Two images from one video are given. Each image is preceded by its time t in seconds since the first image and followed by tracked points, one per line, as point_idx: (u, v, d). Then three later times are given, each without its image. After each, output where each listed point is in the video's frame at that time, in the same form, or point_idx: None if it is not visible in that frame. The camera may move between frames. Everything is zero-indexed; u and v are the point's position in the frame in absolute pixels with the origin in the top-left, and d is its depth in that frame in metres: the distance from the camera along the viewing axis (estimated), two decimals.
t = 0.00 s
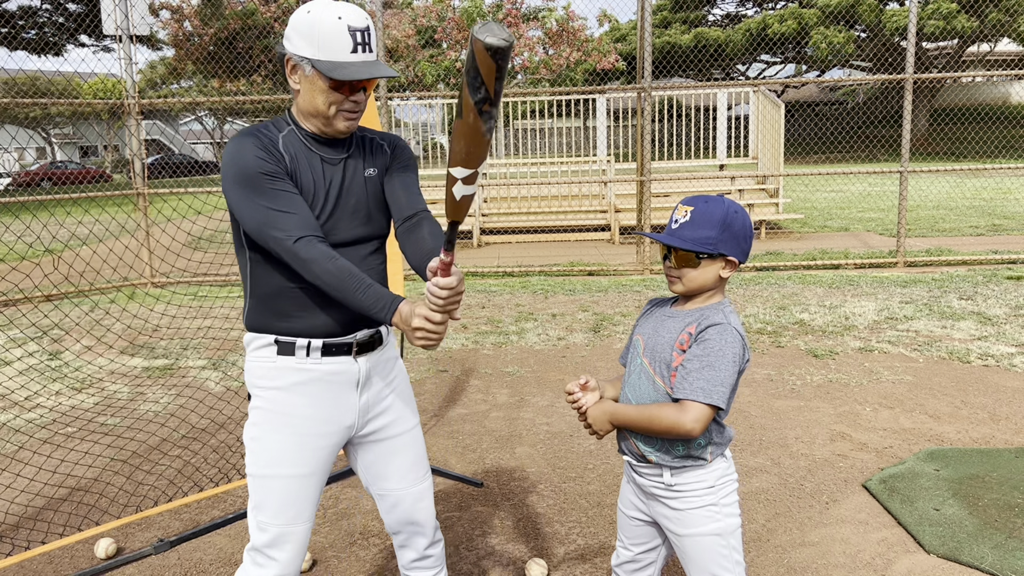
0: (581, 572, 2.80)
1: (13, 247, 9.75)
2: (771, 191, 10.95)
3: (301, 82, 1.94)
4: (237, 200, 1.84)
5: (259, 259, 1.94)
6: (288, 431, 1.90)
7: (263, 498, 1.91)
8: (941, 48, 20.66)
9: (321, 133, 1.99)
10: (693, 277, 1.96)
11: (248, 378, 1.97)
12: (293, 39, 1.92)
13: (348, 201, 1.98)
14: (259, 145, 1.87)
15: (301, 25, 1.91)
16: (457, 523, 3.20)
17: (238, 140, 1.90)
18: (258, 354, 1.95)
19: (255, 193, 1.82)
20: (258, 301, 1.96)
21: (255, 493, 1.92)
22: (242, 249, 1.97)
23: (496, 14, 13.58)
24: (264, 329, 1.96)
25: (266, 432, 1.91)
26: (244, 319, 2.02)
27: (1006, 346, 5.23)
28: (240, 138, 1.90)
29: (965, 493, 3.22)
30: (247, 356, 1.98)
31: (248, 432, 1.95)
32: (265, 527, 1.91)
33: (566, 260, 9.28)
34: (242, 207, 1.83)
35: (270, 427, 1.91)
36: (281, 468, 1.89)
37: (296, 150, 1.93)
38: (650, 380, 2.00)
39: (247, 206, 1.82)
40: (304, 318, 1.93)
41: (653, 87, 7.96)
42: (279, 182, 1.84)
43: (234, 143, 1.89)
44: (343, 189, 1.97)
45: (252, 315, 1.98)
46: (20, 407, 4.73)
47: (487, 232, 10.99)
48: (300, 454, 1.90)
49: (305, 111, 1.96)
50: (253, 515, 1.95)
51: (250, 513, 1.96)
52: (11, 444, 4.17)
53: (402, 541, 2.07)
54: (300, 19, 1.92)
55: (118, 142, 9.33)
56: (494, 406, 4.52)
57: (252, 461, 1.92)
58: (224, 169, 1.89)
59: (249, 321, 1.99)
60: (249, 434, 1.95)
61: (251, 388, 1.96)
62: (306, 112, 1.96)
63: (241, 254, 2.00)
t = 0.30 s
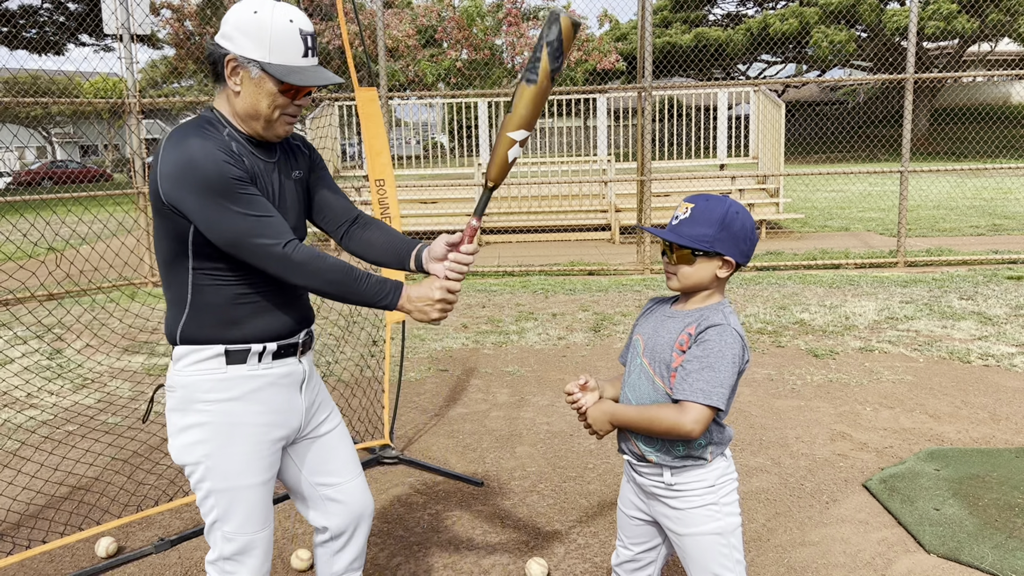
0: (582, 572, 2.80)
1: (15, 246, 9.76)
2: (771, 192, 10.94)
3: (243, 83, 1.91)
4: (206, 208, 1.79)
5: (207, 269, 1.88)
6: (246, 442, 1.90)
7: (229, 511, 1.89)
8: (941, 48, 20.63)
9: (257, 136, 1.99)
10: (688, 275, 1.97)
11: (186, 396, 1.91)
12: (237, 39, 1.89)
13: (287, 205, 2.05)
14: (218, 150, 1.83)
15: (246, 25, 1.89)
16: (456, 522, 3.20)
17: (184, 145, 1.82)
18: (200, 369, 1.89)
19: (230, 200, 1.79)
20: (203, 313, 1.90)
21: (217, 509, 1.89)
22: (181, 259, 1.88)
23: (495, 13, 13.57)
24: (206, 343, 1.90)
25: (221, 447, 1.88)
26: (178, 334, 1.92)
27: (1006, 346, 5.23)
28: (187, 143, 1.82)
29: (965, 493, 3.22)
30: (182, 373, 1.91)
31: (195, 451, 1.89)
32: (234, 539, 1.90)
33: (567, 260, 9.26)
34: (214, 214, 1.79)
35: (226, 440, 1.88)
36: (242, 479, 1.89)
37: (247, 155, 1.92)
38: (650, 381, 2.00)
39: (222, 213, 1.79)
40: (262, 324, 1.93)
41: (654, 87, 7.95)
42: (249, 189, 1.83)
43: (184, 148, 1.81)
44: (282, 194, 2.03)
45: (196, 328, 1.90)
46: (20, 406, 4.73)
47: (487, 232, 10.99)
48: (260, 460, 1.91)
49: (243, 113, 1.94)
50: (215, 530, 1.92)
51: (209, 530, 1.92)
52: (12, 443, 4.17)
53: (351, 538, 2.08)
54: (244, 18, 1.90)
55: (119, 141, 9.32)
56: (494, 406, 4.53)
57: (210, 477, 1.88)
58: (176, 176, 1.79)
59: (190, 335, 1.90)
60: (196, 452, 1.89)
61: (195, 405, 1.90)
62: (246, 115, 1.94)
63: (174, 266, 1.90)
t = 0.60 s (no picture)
0: (583, 571, 2.80)
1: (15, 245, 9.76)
2: (772, 191, 10.93)
3: (225, 82, 1.91)
4: (221, 206, 1.77)
5: (204, 270, 1.85)
6: (241, 442, 1.90)
7: (231, 512, 1.89)
8: (942, 48, 20.61)
9: (234, 132, 2.00)
10: (688, 272, 1.98)
11: (177, 403, 1.87)
12: (220, 38, 1.87)
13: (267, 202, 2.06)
14: (222, 147, 1.82)
15: (230, 24, 1.87)
16: (457, 522, 3.20)
17: (184, 144, 1.79)
18: (193, 374, 1.86)
19: (244, 195, 1.80)
20: (199, 315, 1.86)
21: (217, 512, 1.89)
22: (175, 263, 1.83)
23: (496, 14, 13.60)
24: (200, 346, 1.87)
25: (218, 448, 1.87)
26: (169, 339, 1.86)
27: (1007, 346, 5.22)
28: (187, 141, 1.80)
29: (966, 493, 3.22)
30: (171, 379, 1.86)
31: (192, 457, 1.87)
32: (235, 540, 1.91)
33: (568, 260, 9.25)
34: (229, 211, 1.78)
35: (223, 441, 1.88)
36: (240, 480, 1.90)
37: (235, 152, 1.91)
38: (650, 380, 2.01)
39: (238, 209, 1.79)
40: (256, 322, 1.93)
41: (655, 86, 7.94)
42: (255, 183, 1.84)
43: (186, 147, 1.78)
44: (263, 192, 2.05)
45: (194, 331, 1.86)
46: (21, 405, 4.73)
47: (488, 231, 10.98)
48: (254, 461, 1.93)
49: (223, 113, 1.94)
50: (213, 533, 1.91)
51: (205, 535, 1.91)
52: (13, 443, 4.17)
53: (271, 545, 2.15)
54: (227, 17, 1.88)
55: (121, 141, 9.31)
56: (495, 406, 4.52)
57: (210, 481, 1.88)
58: (184, 176, 1.76)
59: (184, 338, 1.86)
60: (193, 458, 1.87)
61: (189, 410, 1.87)
62: (226, 114, 1.95)
63: (166, 269, 1.84)
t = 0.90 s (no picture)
0: (584, 570, 2.80)
1: (17, 245, 9.77)
2: (774, 191, 10.92)
3: (235, 90, 1.90)
4: (228, 214, 1.78)
5: (194, 272, 1.84)
6: (228, 434, 1.90)
7: (241, 500, 1.87)
8: (944, 48, 20.57)
9: (239, 141, 1.99)
10: (684, 271, 1.98)
11: (157, 401, 1.84)
12: (231, 47, 1.86)
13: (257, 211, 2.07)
14: (230, 156, 1.83)
15: (241, 33, 1.87)
16: (458, 521, 3.20)
17: (193, 150, 1.79)
18: (172, 371, 1.84)
19: (251, 206, 1.82)
20: (186, 316, 1.85)
21: (227, 501, 1.86)
22: (164, 264, 1.82)
23: (497, 13, 13.59)
24: (178, 345, 1.85)
25: (209, 441, 1.87)
26: (151, 336, 1.84)
27: (1009, 346, 5.21)
28: (195, 148, 1.79)
29: (967, 493, 3.22)
30: (149, 377, 1.84)
31: (184, 454, 1.84)
32: (256, 526, 1.88)
33: (570, 260, 9.23)
34: (236, 220, 1.80)
35: (212, 433, 1.87)
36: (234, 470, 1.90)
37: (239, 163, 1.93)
38: (652, 379, 2.01)
39: (244, 218, 1.81)
40: (237, 325, 1.94)
41: (657, 86, 7.93)
42: (259, 192, 1.86)
43: (196, 154, 1.78)
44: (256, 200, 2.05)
45: (180, 332, 1.84)
46: (22, 404, 4.74)
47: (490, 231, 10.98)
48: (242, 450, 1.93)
49: (230, 121, 1.94)
50: (229, 525, 1.87)
51: (219, 529, 1.87)
52: (13, 442, 4.17)
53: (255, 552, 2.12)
54: (238, 26, 1.87)
55: (122, 140, 9.32)
56: (496, 405, 4.52)
57: (208, 473, 1.85)
58: (191, 182, 1.76)
59: (165, 340, 1.84)
60: (184, 453, 1.84)
61: (172, 408, 1.85)
62: (233, 122, 1.94)
63: (155, 270, 1.82)
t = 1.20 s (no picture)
0: (584, 570, 2.80)
1: (18, 245, 9.78)
2: (775, 191, 10.92)
3: (239, 85, 1.89)
4: (243, 215, 1.76)
5: (201, 274, 1.81)
6: (225, 444, 1.86)
7: (225, 517, 1.83)
8: (946, 48, 20.53)
9: (251, 137, 1.98)
10: (687, 272, 1.98)
11: (157, 405, 1.79)
12: (229, 41, 1.86)
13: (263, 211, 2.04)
14: (243, 154, 1.80)
15: (238, 26, 1.87)
16: (458, 521, 3.20)
17: (206, 148, 1.76)
18: (174, 374, 1.80)
19: (265, 206, 1.80)
20: (192, 318, 1.81)
21: (211, 516, 1.82)
22: (172, 265, 1.78)
23: (498, 13, 13.61)
24: (181, 347, 1.81)
25: (206, 449, 1.81)
26: (154, 337, 1.79)
27: (1010, 347, 5.21)
28: (208, 146, 1.76)
29: (969, 493, 3.21)
30: (149, 379, 1.79)
31: (179, 461, 1.79)
32: (232, 546, 1.84)
33: (570, 260, 9.24)
34: (250, 220, 1.77)
35: (209, 441, 1.82)
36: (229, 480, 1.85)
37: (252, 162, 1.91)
38: (653, 378, 2.02)
39: (259, 219, 1.79)
40: (240, 329, 1.90)
41: (658, 86, 7.92)
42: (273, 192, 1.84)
43: (209, 153, 1.75)
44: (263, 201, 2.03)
45: (185, 333, 1.81)
46: (22, 403, 4.74)
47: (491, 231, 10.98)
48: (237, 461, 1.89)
49: (239, 117, 1.93)
50: (206, 544, 1.82)
51: (197, 547, 1.82)
52: (13, 441, 4.17)
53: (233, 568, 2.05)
54: (233, 19, 1.88)
55: (123, 140, 9.33)
56: (497, 405, 4.52)
57: (199, 484, 1.80)
58: (205, 181, 1.73)
59: (170, 340, 1.80)
60: (179, 462, 1.79)
61: (171, 412, 1.80)
62: (242, 117, 1.93)
63: (162, 270, 1.78)
